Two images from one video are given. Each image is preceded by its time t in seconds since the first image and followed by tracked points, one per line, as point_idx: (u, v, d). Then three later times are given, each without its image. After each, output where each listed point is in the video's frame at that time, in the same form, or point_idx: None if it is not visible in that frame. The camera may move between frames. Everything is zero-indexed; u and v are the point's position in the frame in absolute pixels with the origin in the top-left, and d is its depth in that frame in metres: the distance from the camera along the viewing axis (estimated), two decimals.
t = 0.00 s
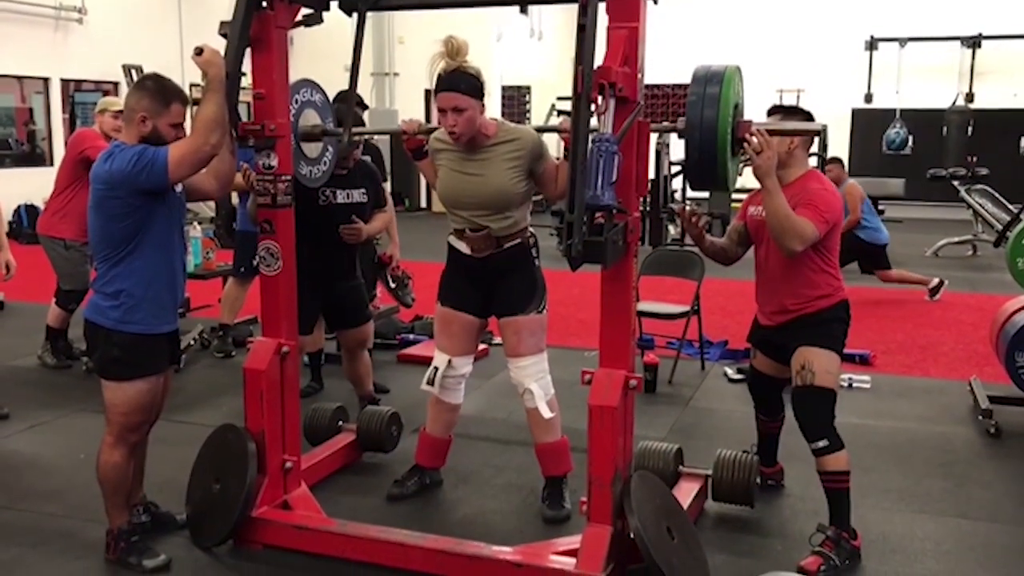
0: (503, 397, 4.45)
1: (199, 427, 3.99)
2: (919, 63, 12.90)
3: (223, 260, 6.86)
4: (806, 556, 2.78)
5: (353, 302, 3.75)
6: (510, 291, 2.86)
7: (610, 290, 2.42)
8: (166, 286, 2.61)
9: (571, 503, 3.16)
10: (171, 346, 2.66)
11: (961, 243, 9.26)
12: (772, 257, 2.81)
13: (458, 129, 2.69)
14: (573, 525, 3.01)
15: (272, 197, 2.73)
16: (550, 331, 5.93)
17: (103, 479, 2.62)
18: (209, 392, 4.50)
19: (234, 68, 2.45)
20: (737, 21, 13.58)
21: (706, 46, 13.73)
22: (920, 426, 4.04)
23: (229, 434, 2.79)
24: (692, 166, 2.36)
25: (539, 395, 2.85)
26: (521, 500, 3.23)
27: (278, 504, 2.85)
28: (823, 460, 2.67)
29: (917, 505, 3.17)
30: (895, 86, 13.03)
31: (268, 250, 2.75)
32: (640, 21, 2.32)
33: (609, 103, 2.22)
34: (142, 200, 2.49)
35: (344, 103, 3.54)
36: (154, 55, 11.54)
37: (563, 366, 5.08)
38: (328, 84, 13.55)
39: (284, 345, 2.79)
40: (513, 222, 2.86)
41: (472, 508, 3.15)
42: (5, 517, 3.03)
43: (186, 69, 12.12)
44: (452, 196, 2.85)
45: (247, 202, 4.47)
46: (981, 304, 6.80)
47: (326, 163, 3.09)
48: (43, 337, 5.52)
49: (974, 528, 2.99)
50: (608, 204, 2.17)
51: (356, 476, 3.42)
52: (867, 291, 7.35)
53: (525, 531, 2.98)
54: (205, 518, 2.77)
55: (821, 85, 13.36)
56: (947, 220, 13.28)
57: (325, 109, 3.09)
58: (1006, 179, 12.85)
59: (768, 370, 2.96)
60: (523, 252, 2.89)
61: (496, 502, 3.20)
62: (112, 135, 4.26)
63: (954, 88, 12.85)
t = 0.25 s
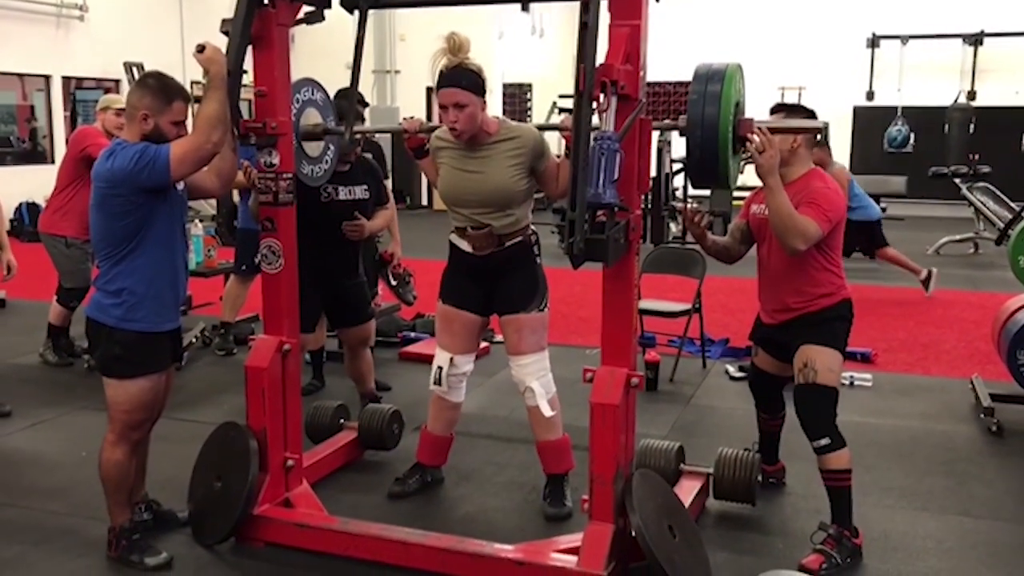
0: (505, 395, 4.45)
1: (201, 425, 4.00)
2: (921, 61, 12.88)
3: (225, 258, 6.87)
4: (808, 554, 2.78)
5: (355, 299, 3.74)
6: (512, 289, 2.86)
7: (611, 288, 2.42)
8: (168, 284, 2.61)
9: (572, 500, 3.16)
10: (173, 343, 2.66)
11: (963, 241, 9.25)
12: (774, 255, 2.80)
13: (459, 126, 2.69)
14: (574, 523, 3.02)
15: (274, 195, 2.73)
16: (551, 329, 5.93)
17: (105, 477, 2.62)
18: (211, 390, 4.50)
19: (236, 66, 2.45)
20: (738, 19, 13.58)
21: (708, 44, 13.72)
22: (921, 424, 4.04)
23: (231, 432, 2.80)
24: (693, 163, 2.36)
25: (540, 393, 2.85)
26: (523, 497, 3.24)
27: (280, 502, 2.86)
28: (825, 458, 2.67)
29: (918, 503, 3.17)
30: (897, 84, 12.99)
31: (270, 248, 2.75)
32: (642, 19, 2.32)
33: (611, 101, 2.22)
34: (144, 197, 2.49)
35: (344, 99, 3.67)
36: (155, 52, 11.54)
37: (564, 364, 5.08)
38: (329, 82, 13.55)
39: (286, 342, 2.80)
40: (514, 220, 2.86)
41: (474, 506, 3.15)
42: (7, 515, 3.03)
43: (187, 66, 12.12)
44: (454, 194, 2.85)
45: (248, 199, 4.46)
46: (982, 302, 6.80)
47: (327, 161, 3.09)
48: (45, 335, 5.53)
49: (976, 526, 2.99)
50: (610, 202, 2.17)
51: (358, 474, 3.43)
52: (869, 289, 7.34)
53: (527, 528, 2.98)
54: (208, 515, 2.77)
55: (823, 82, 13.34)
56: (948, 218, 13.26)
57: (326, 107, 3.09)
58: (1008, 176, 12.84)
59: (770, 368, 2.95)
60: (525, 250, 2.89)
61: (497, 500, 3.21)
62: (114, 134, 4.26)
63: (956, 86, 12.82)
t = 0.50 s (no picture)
0: (506, 395, 4.45)
1: (202, 424, 4.00)
2: (923, 60, 12.86)
3: (226, 258, 6.87)
4: (809, 553, 2.78)
5: (357, 298, 3.74)
6: (513, 289, 2.86)
7: (612, 288, 2.42)
8: (170, 283, 2.61)
9: (574, 500, 3.16)
10: (175, 343, 2.66)
11: (964, 240, 9.25)
12: (777, 254, 2.80)
13: (460, 126, 2.69)
14: (576, 522, 3.02)
15: (276, 195, 2.73)
16: (553, 329, 5.93)
17: (107, 476, 2.62)
18: (212, 389, 4.50)
19: (238, 66, 2.45)
20: (740, 18, 13.57)
21: (709, 43, 13.72)
22: (923, 423, 4.04)
23: (233, 432, 2.80)
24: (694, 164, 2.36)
25: (542, 392, 2.86)
26: (524, 497, 3.24)
27: (282, 501, 2.86)
28: (827, 458, 2.67)
29: (920, 502, 3.17)
30: (898, 84, 12.97)
31: (272, 248, 2.75)
32: (643, 19, 2.32)
33: (612, 100, 2.22)
34: (146, 197, 2.49)
35: (345, 97, 3.66)
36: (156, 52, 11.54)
37: (566, 363, 5.08)
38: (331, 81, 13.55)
39: (287, 342, 2.80)
40: (515, 218, 2.86)
41: (475, 505, 3.15)
42: (9, 515, 3.03)
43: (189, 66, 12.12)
44: (455, 194, 2.85)
45: (250, 199, 4.47)
46: (984, 301, 6.79)
47: (329, 160, 3.09)
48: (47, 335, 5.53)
49: (977, 526, 2.98)
50: (611, 202, 2.17)
51: (359, 473, 3.43)
52: (870, 288, 7.34)
53: (528, 528, 2.98)
54: (209, 515, 2.77)
55: (824, 82, 13.34)
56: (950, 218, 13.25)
57: (328, 106, 3.09)
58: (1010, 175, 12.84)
59: (771, 367, 2.95)
60: (526, 249, 2.89)
61: (499, 499, 3.21)
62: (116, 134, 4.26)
63: (957, 86, 12.81)
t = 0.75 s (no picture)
0: (507, 395, 4.45)
1: (203, 424, 4.00)
2: (924, 60, 12.86)
3: (228, 258, 6.87)
4: (811, 553, 2.77)
5: (358, 298, 3.74)
6: (513, 289, 2.86)
7: (613, 288, 2.41)
8: (171, 283, 2.61)
9: (575, 500, 3.16)
10: (176, 342, 2.66)
11: (966, 241, 9.24)
12: (780, 254, 2.80)
13: (461, 126, 2.69)
14: (577, 523, 3.01)
15: (277, 195, 2.73)
16: (554, 329, 5.93)
17: (107, 476, 2.62)
18: (213, 389, 4.50)
19: (239, 66, 2.45)
20: (741, 18, 13.58)
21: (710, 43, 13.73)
22: (924, 424, 4.03)
23: (234, 432, 2.80)
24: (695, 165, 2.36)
25: (543, 392, 2.87)
26: (525, 497, 3.23)
27: (283, 501, 2.86)
28: (829, 459, 2.66)
29: (921, 503, 3.16)
30: (900, 84, 12.95)
31: (273, 248, 2.75)
32: (645, 19, 2.32)
33: (614, 100, 2.22)
34: (147, 197, 2.49)
35: (347, 96, 3.61)
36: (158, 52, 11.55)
37: (567, 363, 5.08)
38: (333, 81, 13.56)
39: (289, 342, 2.79)
40: (517, 215, 2.86)
41: (476, 505, 3.15)
42: (9, 514, 3.03)
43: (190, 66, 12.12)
44: (456, 193, 2.85)
45: (252, 199, 4.46)
46: (986, 302, 6.78)
47: (330, 160, 3.09)
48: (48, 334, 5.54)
49: (979, 527, 2.98)
50: (612, 202, 2.17)
51: (360, 474, 3.43)
52: (872, 289, 7.33)
53: (529, 528, 2.98)
54: (210, 515, 2.77)
55: (825, 82, 13.34)
56: (951, 218, 13.24)
57: (330, 105, 3.09)
58: (1012, 175, 12.81)
59: (774, 368, 2.95)
60: (527, 249, 2.89)
61: (500, 500, 3.21)
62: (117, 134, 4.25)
63: (959, 86, 12.79)
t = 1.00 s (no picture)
0: (509, 395, 4.44)
1: (206, 424, 4.00)
2: (927, 60, 12.84)
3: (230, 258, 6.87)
4: (813, 554, 2.77)
5: (359, 298, 3.74)
6: (514, 289, 2.85)
7: (616, 289, 2.41)
8: (173, 282, 2.61)
9: (578, 500, 3.15)
10: (178, 342, 2.66)
11: (969, 241, 9.23)
12: (783, 253, 2.79)
13: (463, 124, 2.69)
14: (579, 523, 3.01)
15: (279, 195, 2.73)
16: (556, 329, 5.92)
17: (110, 476, 2.62)
18: (215, 389, 4.50)
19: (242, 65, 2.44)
20: (744, 19, 13.58)
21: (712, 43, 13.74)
22: (926, 424, 4.03)
23: (236, 432, 2.80)
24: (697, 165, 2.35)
25: (544, 393, 2.87)
26: (528, 497, 3.23)
27: (285, 501, 2.85)
28: (832, 459, 2.66)
29: (923, 504, 3.16)
30: (903, 84, 12.94)
31: (275, 248, 2.75)
32: (648, 18, 2.31)
33: (617, 100, 2.22)
34: (149, 197, 2.49)
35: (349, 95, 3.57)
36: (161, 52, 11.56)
37: (569, 364, 5.08)
38: (335, 81, 13.57)
39: (291, 342, 2.79)
40: (519, 213, 2.85)
41: (478, 506, 3.15)
42: (12, 514, 3.04)
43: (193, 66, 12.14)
44: (458, 191, 2.85)
45: (254, 199, 4.46)
46: (989, 303, 6.77)
47: (333, 159, 3.09)
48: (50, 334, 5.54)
49: (982, 527, 2.97)
50: (615, 201, 2.17)
51: (362, 474, 3.43)
52: (874, 289, 7.33)
53: (531, 528, 2.98)
54: (212, 514, 2.77)
55: (828, 83, 13.33)
56: (954, 219, 13.23)
57: (333, 104, 3.09)
58: (1015, 176, 12.79)
59: (777, 368, 2.94)
60: (528, 249, 2.88)
61: (502, 500, 3.20)
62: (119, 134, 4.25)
63: (962, 86, 12.78)
